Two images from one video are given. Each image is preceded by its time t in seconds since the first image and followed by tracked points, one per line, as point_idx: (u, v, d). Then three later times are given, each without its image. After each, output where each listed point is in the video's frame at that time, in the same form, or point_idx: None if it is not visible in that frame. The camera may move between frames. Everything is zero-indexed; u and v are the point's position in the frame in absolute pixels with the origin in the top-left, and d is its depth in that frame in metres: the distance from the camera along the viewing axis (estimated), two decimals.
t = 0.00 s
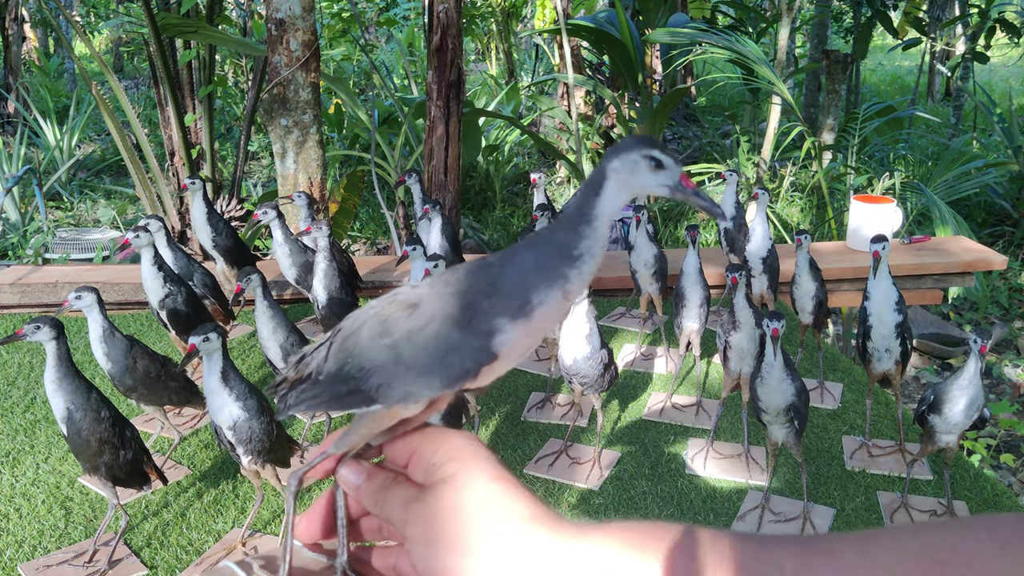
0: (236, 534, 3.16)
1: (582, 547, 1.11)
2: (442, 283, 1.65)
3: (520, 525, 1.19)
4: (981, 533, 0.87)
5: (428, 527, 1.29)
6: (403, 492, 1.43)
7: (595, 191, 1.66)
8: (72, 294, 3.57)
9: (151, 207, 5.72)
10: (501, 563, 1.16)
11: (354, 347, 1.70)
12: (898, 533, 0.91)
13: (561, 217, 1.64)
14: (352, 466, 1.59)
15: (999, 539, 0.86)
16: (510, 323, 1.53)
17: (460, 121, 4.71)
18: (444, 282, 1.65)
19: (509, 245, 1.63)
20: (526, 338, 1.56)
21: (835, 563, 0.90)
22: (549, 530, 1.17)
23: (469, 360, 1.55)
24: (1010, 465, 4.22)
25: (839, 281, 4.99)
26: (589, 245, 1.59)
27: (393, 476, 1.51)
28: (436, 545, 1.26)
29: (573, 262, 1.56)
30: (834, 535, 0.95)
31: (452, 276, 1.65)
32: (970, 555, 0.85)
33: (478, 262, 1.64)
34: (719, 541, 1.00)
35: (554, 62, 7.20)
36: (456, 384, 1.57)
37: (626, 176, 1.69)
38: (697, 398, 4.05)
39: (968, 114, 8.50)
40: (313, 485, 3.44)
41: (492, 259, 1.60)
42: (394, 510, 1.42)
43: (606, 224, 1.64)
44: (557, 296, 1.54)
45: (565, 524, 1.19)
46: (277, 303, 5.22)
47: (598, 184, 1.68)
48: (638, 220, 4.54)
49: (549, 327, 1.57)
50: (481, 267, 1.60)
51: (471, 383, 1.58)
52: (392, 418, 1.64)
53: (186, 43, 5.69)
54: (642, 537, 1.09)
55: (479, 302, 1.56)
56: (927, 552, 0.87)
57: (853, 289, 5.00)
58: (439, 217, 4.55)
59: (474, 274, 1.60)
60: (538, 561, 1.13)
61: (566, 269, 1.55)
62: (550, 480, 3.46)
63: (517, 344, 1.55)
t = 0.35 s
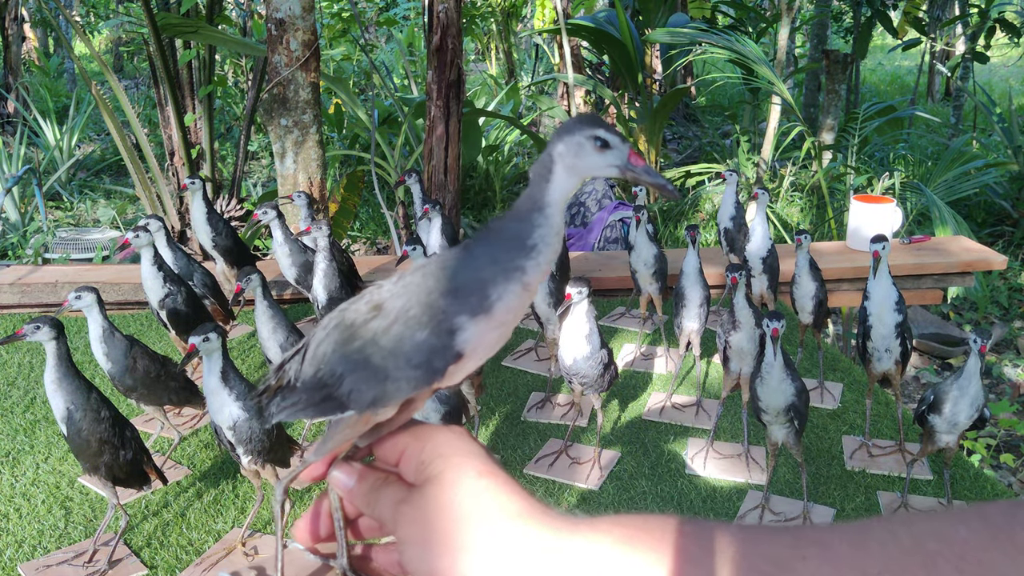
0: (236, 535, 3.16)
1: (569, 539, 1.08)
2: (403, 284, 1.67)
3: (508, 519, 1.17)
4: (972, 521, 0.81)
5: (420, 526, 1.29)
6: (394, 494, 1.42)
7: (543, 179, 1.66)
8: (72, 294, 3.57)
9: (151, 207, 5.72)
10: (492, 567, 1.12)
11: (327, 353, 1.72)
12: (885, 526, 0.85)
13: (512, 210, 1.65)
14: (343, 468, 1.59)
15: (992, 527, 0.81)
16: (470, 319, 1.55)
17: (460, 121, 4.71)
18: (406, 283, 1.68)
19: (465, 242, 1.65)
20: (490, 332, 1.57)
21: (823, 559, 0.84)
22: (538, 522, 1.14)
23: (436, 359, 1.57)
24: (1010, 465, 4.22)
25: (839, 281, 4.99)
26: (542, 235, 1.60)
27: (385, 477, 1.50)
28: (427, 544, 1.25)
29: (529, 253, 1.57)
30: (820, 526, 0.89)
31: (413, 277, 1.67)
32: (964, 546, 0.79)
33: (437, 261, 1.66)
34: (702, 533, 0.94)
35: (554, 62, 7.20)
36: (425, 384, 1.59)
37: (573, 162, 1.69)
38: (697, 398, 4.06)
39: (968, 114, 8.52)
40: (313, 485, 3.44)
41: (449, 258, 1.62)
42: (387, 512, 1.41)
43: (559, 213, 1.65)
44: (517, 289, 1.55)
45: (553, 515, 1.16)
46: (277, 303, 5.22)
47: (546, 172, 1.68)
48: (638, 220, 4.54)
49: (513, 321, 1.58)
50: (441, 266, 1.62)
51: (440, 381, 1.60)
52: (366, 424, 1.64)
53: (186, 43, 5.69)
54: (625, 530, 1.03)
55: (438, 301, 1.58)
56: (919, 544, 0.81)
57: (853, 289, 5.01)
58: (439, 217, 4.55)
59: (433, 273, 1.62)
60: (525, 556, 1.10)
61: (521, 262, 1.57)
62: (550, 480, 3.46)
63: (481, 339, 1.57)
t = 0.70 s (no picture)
0: (236, 535, 3.16)
1: (582, 539, 1.08)
2: (421, 283, 1.69)
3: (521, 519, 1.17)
4: (986, 525, 0.82)
5: (432, 526, 1.29)
6: (407, 492, 1.43)
7: (561, 180, 1.65)
8: (72, 294, 3.57)
9: (151, 207, 5.72)
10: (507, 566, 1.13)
11: (344, 351, 1.75)
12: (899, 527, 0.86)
13: (530, 210, 1.65)
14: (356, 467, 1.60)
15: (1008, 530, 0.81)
16: (488, 317, 1.56)
17: (460, 122, 4.71)
18: (423, 281, 1.70)
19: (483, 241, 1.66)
20: (506, 331, 1.58)
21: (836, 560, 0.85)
22: (550, 523, 1.15)
23: (452, 357, 1.58)
24: (1009, 465, 4.22)
25: (839, 281, 4.99)
26: (561, 234, 1.59)
27: (398, 477, 1.50)
28: (442, 546, 1.25)
29: (546, 253, 1.57)
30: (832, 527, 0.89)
31: (429, 276, 1.69)
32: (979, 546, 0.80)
33: (454, 260, 1.67)
34: (719, 538, 0.94)
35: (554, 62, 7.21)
36: (441, 381, 1.61)
37: (592, 163, 1.66)
38: (697, 398, 4.06)
39: (968, 114, 8.52)
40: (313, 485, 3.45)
41: (468, 256, 1.63)
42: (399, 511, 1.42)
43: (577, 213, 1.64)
44: (534, 289, 1.56)
45: (566, 516, 1.17)
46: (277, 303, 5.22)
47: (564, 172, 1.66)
48: (638, 220, 4.54)
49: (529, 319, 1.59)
50: (459, 265, 1.63)
51: (456, 379, 1.61)
52: (381, 422, 1.65)
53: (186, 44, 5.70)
54: (639, 532, 1.03)
55: (456, 299, 1.59)
56: (933, 546, 0.82)
57: (853, 289, 5.01)
58: (439, 217, 4.55)
59: (451, 271, 1.64)
60: (538, 556, 1.10)
61: (539, 261, 1.57)
62: (550, 480, 3.46)
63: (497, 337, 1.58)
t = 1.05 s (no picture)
0: (236, 535, 3.15)
1: (581, 542, 1.19)
2: (420, 290, 1.80)
3: (523, 523, 1.29)
4: (985, 531, 0.98)
5: (435, 529, 1.39)
6: (407, 499, 1.53)
7: (558, 186, 1.79)
8: (72, 294, 3.55)
9: (151, 206, 5.71)
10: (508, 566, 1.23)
11: (345, 357, 1.83)
12: (902, 536, 1.00)
13: (528, 215, 1.78)
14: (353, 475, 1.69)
15: (1004, 536, 0.97)
16: (486, 323, 1.68)
17: (460, 121, 4.70)
18: (423, 287, 1.80)
19: (482, 248, 1.77)
20: (503, 334, 1.70)
21: (840, 560, 0.99)
22: (548, 527, 1.27)
23: (450, 362, 1.69)
24: (1010, 465, 4.21)
25: (839, 281, 4.98)
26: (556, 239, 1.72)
27: (397, 483, 1.60)
28: (444, 548, 1.35)
29: (542, 259, 1.70)
30: (837, 535, 1.04)
31: (430, 282, 1.79)
32: (971, 553, 0.95)
33: (454, 266, 1.78)
34: (730, 545, 1.08)
35: (554, 62, 7.22)
36: (438, 386, 1.70)
37: (588, 168, 1.81)
38: (697, 398, 4.04)
39: (968, 114, 8.50)
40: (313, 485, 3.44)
41: (467, 262, 1.75)
42: (400, 517, 1.52)
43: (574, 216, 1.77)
44: (531, 292, 1.68)
45: (564, 521, 1.29)
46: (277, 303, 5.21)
47: (560, 178, 1.80)
48: (638, 220, 4.52)
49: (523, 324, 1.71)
50: (458, 271, 1.75)
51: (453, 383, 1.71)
52: (379, 425, 1.75)
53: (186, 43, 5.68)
54: (638, 536, 1.14)
55: (455, 304, 1.70)
56: (934, 552, 0.97)
57: (853, 289, 4.99)
58: (440, 217, 4.54)
59: (452, 276, 1.75)
60: (538, 555, 1.21)
61: (536, 265, 1.70)
62: (551, 480, 3.45)
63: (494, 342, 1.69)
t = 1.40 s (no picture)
0: (236, 535, 3.15)
1: (586, 536, 1.20)
2: (407, 279, 1.87)
3: (527, 515, 1.30)
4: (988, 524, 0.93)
5: (443, 523, 1.41)
6: (415, 493, 1.54)
7: (525, 163, 1.84)
8: (72, 294, 3.55)
9: (151, 207, 5.71)
10: (513, 560, 1.25)
11: (342, 350, 1.90)
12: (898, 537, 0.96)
13: (501, 197, 1.84)
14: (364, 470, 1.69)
15: (1007, 529, 0.92)
16: (464, 303, 1.73)
17: (460, 121, 4.70)
18: (410, 277, 1.87)
19: (462, 234, 1.84)
20: (485, 313, 1.74)
21: (840, 562, 0.94)
22: (553, 519, 1.28)
23: (435, 344, 1.73)
24: (1010, 465, 4.21)
25: (839, 281, 4.98)
26: (527, 216, 1.78)
27: (405, 477, 1.61)
28: (448, 540, 1.38)
29: (515, 236, 1.76)
30: (838, 530, 1.00)
31: (416, 271, 1.86)
32: (980, 547, 0.90)
33: (437, 254, 1.85)
34: (731, 539, 1.07)
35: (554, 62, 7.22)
36: (426, 368, 1.75)
37: (553, 146, 1.85)
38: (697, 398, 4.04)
39: (968, 114, 8.50)
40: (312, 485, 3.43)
41: (448, 248, 1.82)
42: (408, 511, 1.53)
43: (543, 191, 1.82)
44: (507, 269, 1.73)
45: (569, 512, 1.30)
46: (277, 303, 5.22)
47: (527, 156, 1.85)
48: (638, 220, 4.51)
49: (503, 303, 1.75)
50: (440, 257, 1.81)
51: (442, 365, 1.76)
52: (373, 413, 1.78)
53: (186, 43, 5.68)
54: (642, 529, 1.16)
55: (437, 288, 1.76)
56: (933, 545, 0.92)
57: (853, 289, 4.99)
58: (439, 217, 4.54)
59: (434, 262, 1.82)
60: (543, 547, 1.23)
61: (509, 242, 1.75)
62: (551, 480, 3.45)
63: (474, 321, 1.73)
